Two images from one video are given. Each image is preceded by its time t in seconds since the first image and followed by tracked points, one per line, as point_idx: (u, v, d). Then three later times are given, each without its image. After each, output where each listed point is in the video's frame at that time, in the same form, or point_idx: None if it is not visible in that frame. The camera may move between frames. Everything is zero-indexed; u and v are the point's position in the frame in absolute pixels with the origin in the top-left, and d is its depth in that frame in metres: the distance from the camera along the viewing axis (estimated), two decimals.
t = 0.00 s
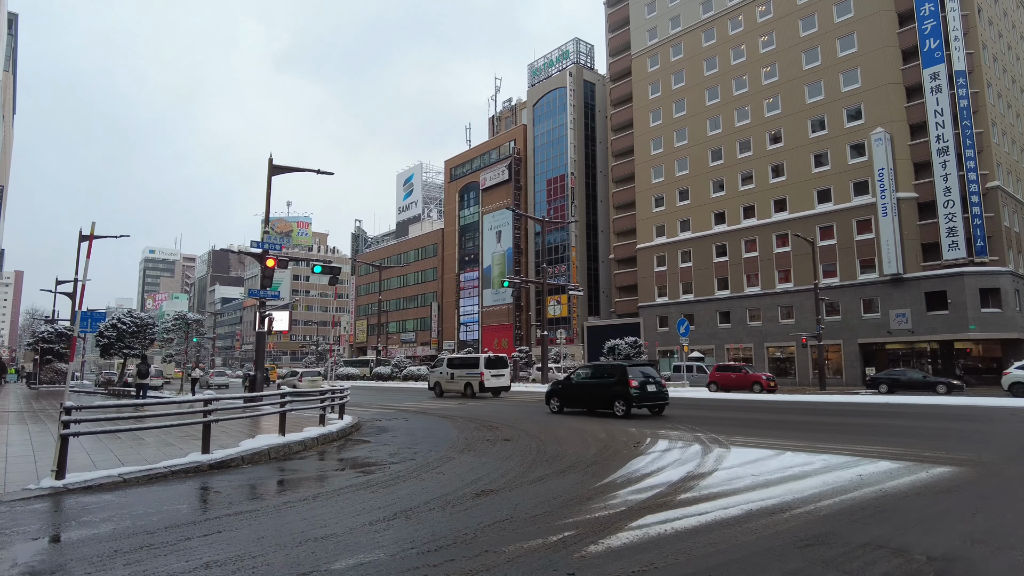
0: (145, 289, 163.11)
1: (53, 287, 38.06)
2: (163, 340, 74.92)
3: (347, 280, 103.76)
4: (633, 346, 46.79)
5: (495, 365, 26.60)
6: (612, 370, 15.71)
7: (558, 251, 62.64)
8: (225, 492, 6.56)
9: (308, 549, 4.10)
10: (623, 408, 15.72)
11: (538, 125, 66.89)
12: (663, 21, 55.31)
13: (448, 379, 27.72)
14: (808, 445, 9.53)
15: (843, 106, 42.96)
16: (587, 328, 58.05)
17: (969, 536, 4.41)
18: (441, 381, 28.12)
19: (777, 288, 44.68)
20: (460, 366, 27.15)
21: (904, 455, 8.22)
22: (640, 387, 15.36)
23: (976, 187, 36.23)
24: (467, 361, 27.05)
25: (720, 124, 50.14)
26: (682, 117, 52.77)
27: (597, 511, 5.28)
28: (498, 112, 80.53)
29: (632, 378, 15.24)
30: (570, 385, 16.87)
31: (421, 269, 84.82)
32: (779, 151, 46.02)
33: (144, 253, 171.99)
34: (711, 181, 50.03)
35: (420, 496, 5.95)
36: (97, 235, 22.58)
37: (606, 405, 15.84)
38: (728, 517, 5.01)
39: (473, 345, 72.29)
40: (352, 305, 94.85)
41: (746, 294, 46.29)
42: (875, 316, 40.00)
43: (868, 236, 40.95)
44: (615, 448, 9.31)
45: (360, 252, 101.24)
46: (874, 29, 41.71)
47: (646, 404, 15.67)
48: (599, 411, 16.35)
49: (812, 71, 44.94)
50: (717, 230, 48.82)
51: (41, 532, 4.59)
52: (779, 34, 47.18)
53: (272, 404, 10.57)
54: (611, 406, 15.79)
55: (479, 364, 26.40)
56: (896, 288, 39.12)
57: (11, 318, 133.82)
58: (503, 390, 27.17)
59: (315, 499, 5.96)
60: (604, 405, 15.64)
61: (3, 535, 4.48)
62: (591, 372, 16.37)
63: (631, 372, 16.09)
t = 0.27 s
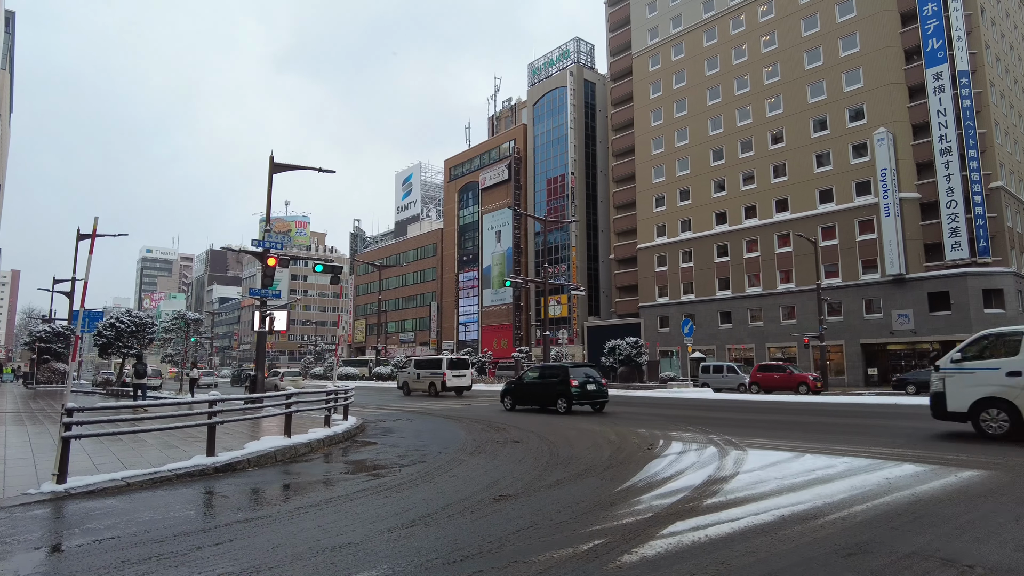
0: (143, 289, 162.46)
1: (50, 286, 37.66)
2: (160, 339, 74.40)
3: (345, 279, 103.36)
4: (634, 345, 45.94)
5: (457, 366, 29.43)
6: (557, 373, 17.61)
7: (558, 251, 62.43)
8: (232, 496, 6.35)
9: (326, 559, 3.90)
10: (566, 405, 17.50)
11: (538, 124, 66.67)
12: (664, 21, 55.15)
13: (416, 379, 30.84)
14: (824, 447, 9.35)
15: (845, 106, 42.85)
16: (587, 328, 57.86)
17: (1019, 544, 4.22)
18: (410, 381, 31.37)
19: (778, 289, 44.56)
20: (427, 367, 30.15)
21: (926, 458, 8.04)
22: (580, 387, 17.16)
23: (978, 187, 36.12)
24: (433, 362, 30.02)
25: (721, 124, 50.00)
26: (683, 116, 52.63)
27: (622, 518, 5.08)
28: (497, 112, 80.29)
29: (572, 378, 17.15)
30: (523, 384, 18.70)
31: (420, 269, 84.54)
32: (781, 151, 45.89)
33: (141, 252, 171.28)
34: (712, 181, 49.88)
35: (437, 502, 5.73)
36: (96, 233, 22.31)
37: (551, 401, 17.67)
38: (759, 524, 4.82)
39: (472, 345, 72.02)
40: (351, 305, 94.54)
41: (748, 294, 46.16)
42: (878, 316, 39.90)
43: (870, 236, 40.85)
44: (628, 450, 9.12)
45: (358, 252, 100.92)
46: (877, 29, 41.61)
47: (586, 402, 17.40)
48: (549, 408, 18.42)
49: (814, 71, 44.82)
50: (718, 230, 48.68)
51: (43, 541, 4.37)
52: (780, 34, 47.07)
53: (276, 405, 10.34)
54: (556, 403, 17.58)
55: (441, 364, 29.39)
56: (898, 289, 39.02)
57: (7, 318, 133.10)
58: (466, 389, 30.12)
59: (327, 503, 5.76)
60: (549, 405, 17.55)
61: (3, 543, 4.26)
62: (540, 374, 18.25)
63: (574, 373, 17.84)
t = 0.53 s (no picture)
0: (141, 287, 161.99)
1: (47, 285, 37.29)
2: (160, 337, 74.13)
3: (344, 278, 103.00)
4: (636, 344, 45.75)
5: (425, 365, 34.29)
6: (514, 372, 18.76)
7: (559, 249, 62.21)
8: (237, 497, 6.13)
9: (340, 566, 3.68)
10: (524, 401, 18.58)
11: (538, 122, 66.43)
12: (665, 18, 54.94)
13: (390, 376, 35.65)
14: (841, 445, 9.16)
15: (847, 103, 42.68)
16: (588, 327, 57.67)
17: None
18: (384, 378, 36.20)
19: (780, 287, 44.43)
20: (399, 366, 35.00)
21: (948, 457, 7.85)
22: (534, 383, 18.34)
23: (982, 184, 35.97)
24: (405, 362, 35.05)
25: (723, 122, 49.83)
26: (684, 114, 52.45)
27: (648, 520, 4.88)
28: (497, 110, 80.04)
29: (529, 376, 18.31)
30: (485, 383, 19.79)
31: (419, 267, 84.31)
32: (783, 149, 45.71)
33: (139, 251, 170.73)
34: (713, 179, 49.70)
35: (451, 503, 5.52)
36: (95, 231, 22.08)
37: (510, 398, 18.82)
38: (792, 527, 4.61)
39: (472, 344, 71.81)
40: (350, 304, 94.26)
41: (749, 293, 46.03)
42: (880, 314, 39.76)
43: (872, 234, 40.70)
44: (641, 449, 8.93)
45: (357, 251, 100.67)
46: (879, 26, 41.44)
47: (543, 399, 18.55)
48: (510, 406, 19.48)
49: (816, 69, 44.65)
50: (720, 228, 48.51)
51: (42, 546, 4.15)
52: (782, 31, 46.88)
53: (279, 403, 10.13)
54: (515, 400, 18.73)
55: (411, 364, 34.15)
56: (901, 287, 38.89)
57: (5, 317, 132.53)
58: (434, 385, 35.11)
59: (337, 505, 5.54)
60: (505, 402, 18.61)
61: None
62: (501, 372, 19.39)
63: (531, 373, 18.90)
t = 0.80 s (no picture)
0: (143, 286, 161.84)
1: (50, 283, 37.09)
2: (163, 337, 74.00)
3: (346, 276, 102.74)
4: (641, 342, 45.56)
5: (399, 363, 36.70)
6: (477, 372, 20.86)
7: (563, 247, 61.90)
8: (251, 504, 5.89)
9: None
10: (485, 397, 20.64)
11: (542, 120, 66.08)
12: (670, 15, 54.58)
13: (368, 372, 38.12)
14: (865, 446, 8.95)
15: (854, 100, 42.34)
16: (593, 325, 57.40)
17: None
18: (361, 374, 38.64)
19: (787, 285, 44.19)
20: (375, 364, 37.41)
21: (980, 460, 7.62)
22: (495, 382, 20.42)
23: (991, 181, 35.64)
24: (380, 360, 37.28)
25: (728, 119, 49.50)
26: (689, 111, 52.11)
27: (686, 531, 4.66)
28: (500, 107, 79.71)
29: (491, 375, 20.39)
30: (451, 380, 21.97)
31: (422, 265, 84.05)
32: (790, 146, 45.38)
33: (142, 249, 170.62)
34: (719, 176, 49.40)
35: (476, 510, 5.29)
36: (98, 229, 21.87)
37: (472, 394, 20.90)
38: (839, 537, 4.37)
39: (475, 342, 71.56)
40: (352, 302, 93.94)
41: (756, 291, 45.79)
42: (888, 312, 39.49)
43: (880, 232, 40.41)
44: (662, 452, 8.69)
45: (360, 249, 100.44)
46: (887, 22, 41.09)
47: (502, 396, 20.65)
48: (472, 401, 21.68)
49: (823, 65, 44.30)
50: (726, 225, 48.24)
51: (49, 561, 3.90)
52: (788, 28, 46.53)
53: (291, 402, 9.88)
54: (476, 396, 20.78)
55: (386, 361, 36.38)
56: (910, 285, 38.61)
57: (8, 315, 132.61)
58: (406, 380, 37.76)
59: (356, 512, 5.31)
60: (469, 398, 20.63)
61: (5, 564, 3.81)
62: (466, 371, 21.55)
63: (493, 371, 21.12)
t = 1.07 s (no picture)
0: (149, 285, 162.33)
1: (58, 282, 37.06)
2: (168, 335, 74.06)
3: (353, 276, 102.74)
4: (650, 342, 45.19)
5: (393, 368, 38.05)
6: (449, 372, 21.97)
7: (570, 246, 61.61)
8: (271, 507, 5.67)
9: None
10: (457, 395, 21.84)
11: (549, 118, 65.82)
12: (678, 12, 54.24)
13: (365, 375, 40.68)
14: (898, 448, 8.70)
15: (866, 97, 41.93)
16: (600, 325, 57.12)
17: None
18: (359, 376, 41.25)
19: (797, 284, 43.82)
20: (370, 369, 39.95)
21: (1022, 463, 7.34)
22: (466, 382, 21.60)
23: (1007, 179, 35.18)
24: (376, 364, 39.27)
25: (738, 117, 49.15)
26: (697, 109, 51.78)
27: (733, 537, 4.42)
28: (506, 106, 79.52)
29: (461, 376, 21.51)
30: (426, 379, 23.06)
31: (429, 265, 83.90)
32: (800, 144, 45.01)
33: (149, 249, 171.18)
34: (728, 174, 49.06)
35: (508, 514, 5.08)
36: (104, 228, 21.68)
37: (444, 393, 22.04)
38: (899, 546, 4.11)
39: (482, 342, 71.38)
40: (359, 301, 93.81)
41: (766, 290, 45.43)
42: (900, 312, 39.09)
43: (892, 230, 39.99)
44: (688, 454, 8.46)
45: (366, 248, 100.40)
46: (899, 19, 40.67)
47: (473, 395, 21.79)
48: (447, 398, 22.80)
49: (833, 62, 43.89)
50: (735, 224, 47.90)
51: (66, 570, 3.69)
52: (798, 24, 46.14)
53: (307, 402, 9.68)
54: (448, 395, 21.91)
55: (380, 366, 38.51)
56: (922, 284, 38.19)
57: (17, 315, 133.31)
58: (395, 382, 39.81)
59: (383, 516, 5.09)
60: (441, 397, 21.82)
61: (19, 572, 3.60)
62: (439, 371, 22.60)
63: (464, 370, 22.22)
